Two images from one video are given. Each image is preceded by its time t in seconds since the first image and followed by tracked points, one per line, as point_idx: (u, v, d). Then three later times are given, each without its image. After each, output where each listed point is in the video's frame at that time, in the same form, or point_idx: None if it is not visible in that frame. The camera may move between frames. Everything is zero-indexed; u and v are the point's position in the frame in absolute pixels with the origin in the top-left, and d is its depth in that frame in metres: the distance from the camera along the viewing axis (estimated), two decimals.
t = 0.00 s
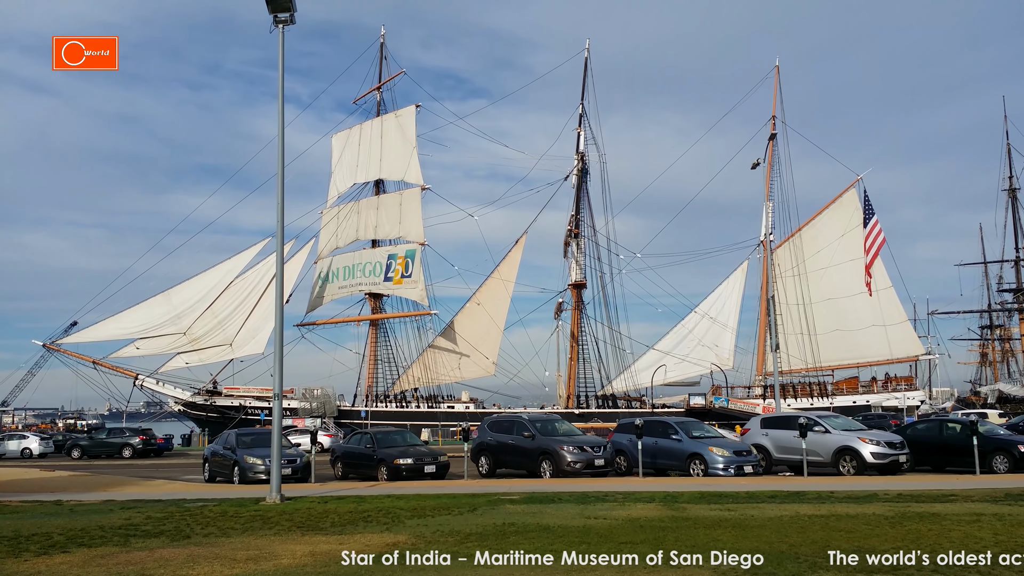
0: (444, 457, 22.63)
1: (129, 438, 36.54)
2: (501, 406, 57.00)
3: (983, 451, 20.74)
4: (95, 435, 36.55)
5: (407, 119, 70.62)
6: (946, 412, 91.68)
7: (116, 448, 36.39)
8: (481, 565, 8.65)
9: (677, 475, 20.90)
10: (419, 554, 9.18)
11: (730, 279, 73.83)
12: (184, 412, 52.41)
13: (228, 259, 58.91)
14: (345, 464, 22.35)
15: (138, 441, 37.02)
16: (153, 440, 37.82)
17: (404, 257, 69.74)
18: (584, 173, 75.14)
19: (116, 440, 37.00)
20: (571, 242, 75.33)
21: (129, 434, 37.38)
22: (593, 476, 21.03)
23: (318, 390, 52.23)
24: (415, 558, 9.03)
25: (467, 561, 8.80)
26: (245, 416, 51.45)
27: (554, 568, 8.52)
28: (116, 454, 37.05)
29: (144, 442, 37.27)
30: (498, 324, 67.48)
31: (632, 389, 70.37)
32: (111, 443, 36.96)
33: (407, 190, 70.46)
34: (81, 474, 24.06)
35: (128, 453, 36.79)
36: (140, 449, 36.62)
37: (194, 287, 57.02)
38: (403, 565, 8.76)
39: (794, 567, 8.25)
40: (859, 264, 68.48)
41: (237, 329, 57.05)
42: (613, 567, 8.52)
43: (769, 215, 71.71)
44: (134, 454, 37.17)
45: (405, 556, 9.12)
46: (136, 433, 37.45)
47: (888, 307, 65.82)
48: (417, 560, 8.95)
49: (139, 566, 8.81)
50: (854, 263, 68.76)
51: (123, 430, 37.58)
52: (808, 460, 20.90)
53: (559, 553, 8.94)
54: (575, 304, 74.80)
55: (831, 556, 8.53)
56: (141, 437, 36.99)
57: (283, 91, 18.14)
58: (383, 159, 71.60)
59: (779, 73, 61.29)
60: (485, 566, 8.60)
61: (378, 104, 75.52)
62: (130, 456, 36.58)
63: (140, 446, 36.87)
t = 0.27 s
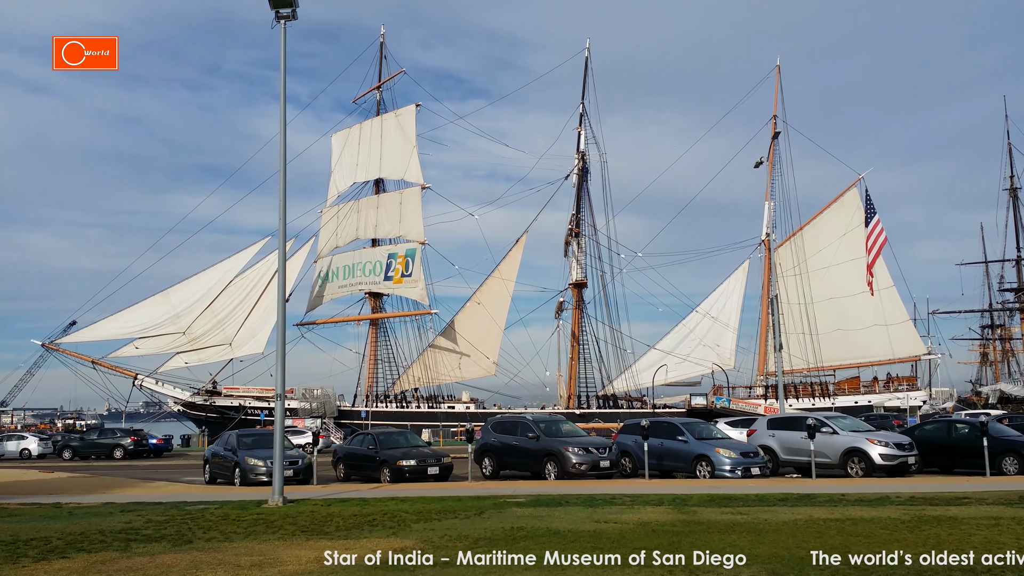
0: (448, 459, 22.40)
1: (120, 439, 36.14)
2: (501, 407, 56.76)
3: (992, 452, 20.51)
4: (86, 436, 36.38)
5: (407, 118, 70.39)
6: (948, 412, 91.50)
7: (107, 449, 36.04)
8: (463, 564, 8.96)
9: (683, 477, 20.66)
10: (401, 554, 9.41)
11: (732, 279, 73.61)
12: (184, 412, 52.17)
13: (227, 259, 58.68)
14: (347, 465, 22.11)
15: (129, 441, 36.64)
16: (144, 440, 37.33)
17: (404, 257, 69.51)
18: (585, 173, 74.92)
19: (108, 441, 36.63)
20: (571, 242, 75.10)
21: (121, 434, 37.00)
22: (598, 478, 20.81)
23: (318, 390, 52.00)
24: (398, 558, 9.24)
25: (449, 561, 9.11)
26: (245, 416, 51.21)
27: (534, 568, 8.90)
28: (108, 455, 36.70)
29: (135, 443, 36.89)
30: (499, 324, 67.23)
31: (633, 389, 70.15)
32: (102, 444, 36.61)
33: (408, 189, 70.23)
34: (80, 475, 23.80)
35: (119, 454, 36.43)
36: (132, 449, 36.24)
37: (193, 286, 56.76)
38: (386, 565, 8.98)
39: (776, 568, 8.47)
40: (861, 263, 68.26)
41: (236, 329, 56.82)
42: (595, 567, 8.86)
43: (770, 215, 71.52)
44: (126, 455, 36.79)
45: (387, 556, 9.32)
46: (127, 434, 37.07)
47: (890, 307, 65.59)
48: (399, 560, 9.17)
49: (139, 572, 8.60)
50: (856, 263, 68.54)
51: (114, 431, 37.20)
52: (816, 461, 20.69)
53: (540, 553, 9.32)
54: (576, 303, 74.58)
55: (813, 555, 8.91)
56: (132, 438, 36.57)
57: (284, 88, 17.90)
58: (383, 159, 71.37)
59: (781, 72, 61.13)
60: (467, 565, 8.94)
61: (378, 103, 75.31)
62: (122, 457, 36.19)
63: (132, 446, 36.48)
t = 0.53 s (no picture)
0: (453, 459, 22.17)
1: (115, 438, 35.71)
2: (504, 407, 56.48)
3: (1005, 453, 20.27)
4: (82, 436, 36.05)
5: (409, 118, 70.17)
6: (952, 412, 91.24)
7: (103, 448, 35.53)
8: (445, 564, 8.83)
9: (692, 477, 20.42)
10: (385, 554, 9.37)
11: (735, 279, 73.34)
12: (186, 412, 51.96)
13: (229, 259, 58.52)
14: (351, 465, 21.89)
15: (124, 441, 36.25)
16: (139, 440, 37.01)
17: (406, 257, 69.31)
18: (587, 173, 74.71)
19: (103, 441, 36.22)
20: (574, 242, 74.85)
21: (116, 434, 36.62)
22: (606, 478, 20.57)
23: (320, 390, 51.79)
24: (381, 558, 9.21)
25: (429, 561, 9.01)
26: (247, 416, 51.00)
27: (517, 567, 8.75)
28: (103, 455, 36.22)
29: (131, 443, 36.49)
30: (502, 324, 66.98)
31: (637, 389, 69.89)
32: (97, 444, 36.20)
33: (410, 189, 70.00)
34: (82, 476, 23.57)
35: (114, 454, 35.95)
36: (127, 449, 35.81)
37: (195, 286, 56.55)
38: (364, 565, 8.92)
39: (759, 566, 8.51)
40: (865, 263, 67.96)
41: (238, 328, 56.63)
42: (578, 566, 8.74)
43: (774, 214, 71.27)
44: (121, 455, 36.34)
45: (369, 556, 9.28)
46: (123, 434, 36.68)
47: (894, 307, 65.30)
48: (383, 560, 9.14)
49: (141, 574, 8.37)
50: (860, 263, 68.25)
51: (109, 432, 36.81)
52: (826, 462, 20.46)
53: (522, 553, 9.15)
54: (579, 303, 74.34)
55: (796, 556, 8.79)
56: (127, 438, 36.24)
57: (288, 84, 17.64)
58: (386, 158, 71.14)
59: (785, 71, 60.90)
60: (447, 565, 8.82)
61: (380, 103, 75.11)
62: (117, 457, 35.72)
63: (127, 446, 36.09)
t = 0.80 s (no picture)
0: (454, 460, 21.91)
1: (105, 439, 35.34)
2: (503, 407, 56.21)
3: (1012, 453, 20.05)
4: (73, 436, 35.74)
5: (407, 117, 69.86)
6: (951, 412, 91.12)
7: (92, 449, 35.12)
8: (429, 565, 8.98)
9: (696, 478, 20.19)
10: (367, 554, 9.40)
11: (735, 279, 73.16)
12: (183, 413, 51.66)
13: (227, 259, 58.21)
14: (350, 466, 21.62)
15: (115, 442, 35.89)
16: (131, 440, 36.72)
17: (404, 256, 69.04)
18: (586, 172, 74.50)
19: (94, 442, 35.87)
20: (573, 242, 74.62)
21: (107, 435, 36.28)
22: (609, 479, 20.33)
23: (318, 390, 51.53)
24: (363, 558, 9.26)
25: (412, 562, 9.15)
26: (245, 416, 50.69)
27: (497, 568, 8.97)
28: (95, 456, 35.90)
29: (122, 443, 36.12)
30: (500, 323, 66.69)
31: (636, 389, 69.68)
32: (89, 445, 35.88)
33: (408, 189, 69.71)
34: (78, 477, 23.28)
35: (105, 454, 35.56)
36: (118, 450, 35.43)
37: (192, 286, 56.21)
38: (347, 565, 9.03)
39: (738, 566, 8.56)
40: (864, 263, 67.78)
41: (236, 329, 56.34)
42: (559, 566, 8.90)
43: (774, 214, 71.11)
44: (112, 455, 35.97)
45: (352, 556, 9.34)
46: (114, 435, 36.32)
47: (894, 307, 65.13)
48: (365, 559, 9.20)
49: None
50: (859, 262, 68.08)
51: (100, 433, 36.49)
52: (831, 462, 20.26)
53: (506, 554, 9.39)
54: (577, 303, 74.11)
55: (779, 556, 8.84)
56: (119, 438, 35.89)
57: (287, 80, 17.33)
58: (384, 158, 70.86)
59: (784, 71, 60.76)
60: (428, 565, 9.01)
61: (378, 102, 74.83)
62: (108, 457, 35.35)
63: (118, 447, 35.72)
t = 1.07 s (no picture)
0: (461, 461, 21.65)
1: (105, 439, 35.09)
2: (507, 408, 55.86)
3: None
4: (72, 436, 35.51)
5: (411, 118, 69.64)
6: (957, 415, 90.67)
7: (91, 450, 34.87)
8: (413, 565, 8.84)
9: (706, 481, 19.94)
10: (350, 554, 9.38)
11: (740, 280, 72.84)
12: (186, 413, 51.48)
13: (230, 259, 58.05)
14: (357, 467, 21.39)
15: (115, 442, 35.62)
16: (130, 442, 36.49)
17: (408, 257, 68.83)
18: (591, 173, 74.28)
19: (93, 442, 35.61)
20: (578, 242, 74.39)
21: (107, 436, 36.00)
22: (618, 481, 20.07)
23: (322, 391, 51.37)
24: (346, 558, 9.22)
25: (397, 561, 9.03)
26: (248, 417, 50.50)
27: (483, 567, 8.84)
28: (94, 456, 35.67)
29: (121, 444, 35.82)
30: (504, 324, 66.45)
31: (640, 390, 69.43)
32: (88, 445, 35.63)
33: (413, 189, 69.50)
34: (83, 478, 23.09)
35: (104, 455, 35.29)
36: (117, 451, 35.17)
37: (196, 286, 56.05)
38: (332, 565, 8.96)
39: (723, 566, 8.59)
40: (870, 264, 67.43)
41: (239, 329, 56.15)
42: (544, 567, 8.78)
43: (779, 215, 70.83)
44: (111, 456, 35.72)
45: (336, 555, 9.34)
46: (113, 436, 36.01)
47: (900, 308, 64.76)
48: (347, 560, 9.14)
49: None
50: (865, 263, 67.73)
51: (101, 433, 36.22)
52: (843, 465, 19.99)
53: (489, 553, 9.28)
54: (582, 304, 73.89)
55: (760, 555, 8.87)
56: (118, 439, 35.62)
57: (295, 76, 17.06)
58: (388, 158, 70.65)
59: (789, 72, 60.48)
60: (413, 565, 8.87)
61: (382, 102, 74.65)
62: (107, 458, 35.08)
63: (117, 447, 35.48)
